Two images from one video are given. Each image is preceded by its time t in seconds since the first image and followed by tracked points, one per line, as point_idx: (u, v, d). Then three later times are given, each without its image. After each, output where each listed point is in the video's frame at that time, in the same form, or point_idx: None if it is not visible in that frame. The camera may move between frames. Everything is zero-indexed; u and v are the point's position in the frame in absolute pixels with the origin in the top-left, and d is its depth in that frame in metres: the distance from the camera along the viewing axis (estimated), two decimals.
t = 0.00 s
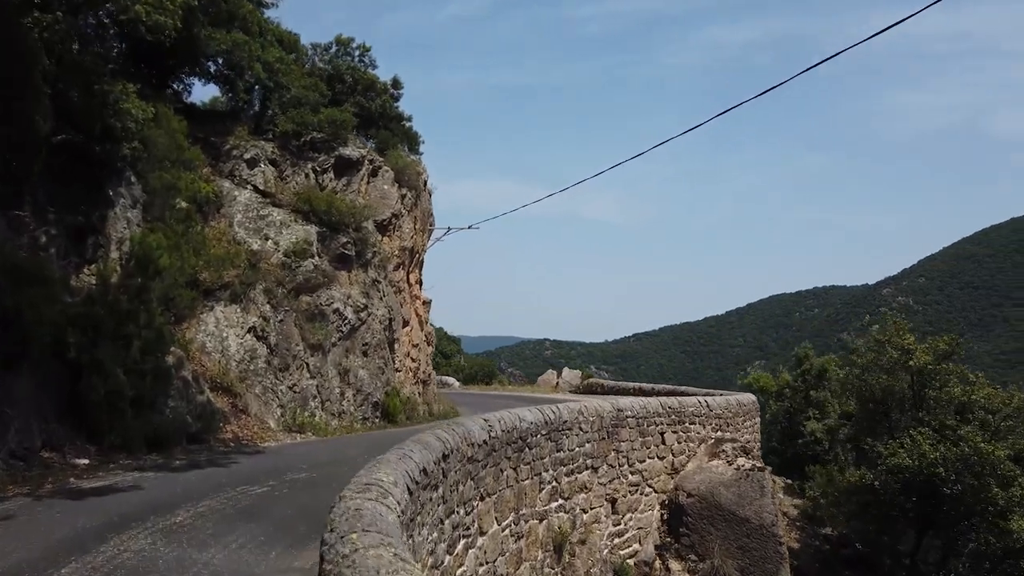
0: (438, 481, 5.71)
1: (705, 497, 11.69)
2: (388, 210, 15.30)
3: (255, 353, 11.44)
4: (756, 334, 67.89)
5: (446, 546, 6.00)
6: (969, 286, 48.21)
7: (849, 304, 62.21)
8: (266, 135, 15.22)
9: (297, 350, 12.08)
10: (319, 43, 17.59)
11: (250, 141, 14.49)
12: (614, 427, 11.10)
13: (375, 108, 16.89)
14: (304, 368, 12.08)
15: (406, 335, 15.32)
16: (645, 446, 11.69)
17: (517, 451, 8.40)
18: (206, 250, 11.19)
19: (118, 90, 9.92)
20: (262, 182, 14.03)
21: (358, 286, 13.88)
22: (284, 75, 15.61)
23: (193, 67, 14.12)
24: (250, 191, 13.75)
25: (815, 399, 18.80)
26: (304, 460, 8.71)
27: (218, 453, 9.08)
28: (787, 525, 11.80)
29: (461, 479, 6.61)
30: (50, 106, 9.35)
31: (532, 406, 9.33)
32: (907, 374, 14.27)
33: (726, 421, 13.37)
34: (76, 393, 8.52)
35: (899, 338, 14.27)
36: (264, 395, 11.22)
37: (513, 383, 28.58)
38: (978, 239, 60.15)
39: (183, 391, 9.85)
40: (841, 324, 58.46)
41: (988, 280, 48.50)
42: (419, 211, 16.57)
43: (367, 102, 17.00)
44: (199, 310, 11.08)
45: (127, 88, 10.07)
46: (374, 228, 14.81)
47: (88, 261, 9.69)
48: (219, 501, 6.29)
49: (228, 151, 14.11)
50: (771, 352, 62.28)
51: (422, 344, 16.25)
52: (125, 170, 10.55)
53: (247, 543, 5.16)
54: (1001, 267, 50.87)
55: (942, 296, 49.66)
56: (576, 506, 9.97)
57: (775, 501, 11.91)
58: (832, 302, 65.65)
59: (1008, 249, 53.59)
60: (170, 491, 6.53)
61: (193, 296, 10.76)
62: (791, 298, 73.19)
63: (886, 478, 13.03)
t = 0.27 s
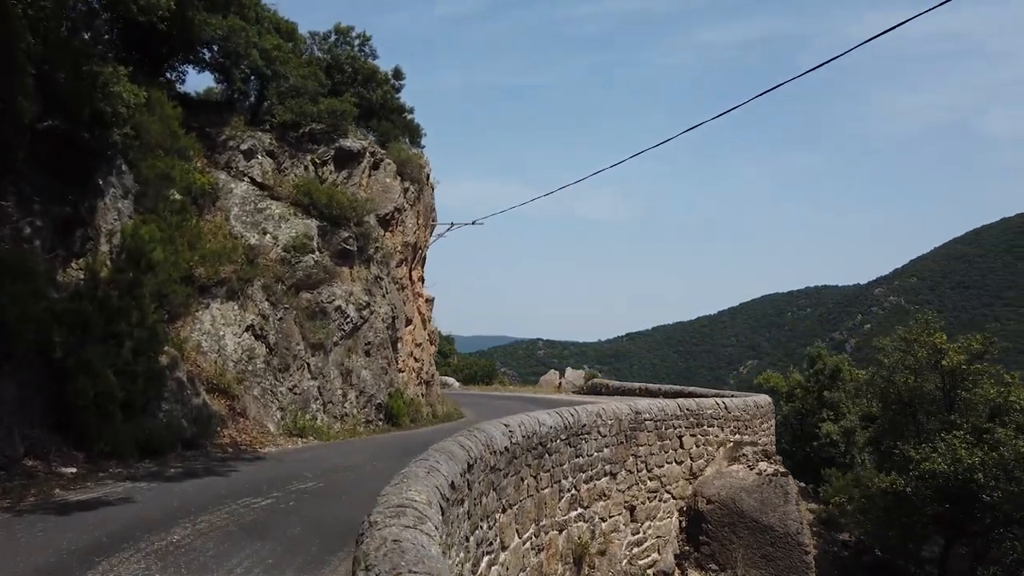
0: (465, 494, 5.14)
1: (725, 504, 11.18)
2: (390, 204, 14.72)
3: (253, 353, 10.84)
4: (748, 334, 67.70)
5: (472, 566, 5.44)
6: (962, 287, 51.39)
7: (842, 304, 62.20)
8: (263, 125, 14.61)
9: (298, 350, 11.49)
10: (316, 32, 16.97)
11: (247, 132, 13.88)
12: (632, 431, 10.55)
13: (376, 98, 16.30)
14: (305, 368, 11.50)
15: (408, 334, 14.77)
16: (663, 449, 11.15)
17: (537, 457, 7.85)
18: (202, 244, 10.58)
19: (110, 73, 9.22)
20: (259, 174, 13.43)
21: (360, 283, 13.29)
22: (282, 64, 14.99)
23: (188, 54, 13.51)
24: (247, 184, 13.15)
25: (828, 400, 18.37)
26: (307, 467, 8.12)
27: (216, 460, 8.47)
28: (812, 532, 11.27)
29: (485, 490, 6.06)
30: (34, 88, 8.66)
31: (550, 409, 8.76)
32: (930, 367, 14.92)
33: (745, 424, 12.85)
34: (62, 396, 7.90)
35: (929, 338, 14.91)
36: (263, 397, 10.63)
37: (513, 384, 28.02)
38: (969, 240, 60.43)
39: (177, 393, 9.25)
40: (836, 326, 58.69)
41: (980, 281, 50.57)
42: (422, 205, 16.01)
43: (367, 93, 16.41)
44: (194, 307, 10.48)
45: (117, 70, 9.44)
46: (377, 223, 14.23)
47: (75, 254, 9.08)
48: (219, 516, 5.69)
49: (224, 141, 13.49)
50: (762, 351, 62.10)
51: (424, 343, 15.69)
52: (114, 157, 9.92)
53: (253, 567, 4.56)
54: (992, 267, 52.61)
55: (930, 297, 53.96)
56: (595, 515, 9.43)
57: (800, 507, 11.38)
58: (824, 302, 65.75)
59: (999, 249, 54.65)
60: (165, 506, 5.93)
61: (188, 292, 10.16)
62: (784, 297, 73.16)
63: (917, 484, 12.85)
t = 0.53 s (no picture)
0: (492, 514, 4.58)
1: (746, 512, 10.65)
2: (392, 198, 14.13)
3: (250, 354, 10.27)
4: (743, 333, 67.51)
5: None
6: (954, 287, 53.28)
7: (837, 304, 62.18)
8: (259, 116, 14.00)
9: (297, 350, 10.90)
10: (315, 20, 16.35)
11: (243, 123, 13.29)
12: (651, 436, 9.99)
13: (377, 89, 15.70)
14: (305, 370, 10.92)
15: (411, 334, 14.20)
16: (682, 455, 10.60)
17: (558, 466, 7.29)
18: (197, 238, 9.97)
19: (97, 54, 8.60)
20: (256, 166, 12.84)
21: (361, 280, 12.71)
22: (279, 52, 14.38)
23: (181, 41, 12.91)
24: (243, 176, 12.55)
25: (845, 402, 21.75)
26: (309, 478, 7.53)
27: (211, 469, 7.88)
28: (837, 541, 10.75)
29: (509, 506, 5.50)
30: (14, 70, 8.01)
31: (569, 414, 8.19)
32: (964, 369, 18.77)
33: (764, 428, 12.32)
34: (45, 401, 7.37)
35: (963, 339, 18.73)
36: (261, 401, 10.05)
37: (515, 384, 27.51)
38: (961, 240, 60.67)
39: (169, 397, 8.66)
40: (832, 326, 58.79)
41: (972, 280, 52.30)
42: (424, 200, 15.44)
43: (368, 83, 15.81)
44: (188, 305, 9.89)
45: (106, 53, 8.81)
46: (378, 218, 13.66)
47: (59, 248, 8.54)
48: (215, 537, 5.11)
49: (219, 132, 12.90)
50: (757, 351, 61.91)
51: (427, 343, 15.13)
52: (102, 144, 9.30)
53: None
54: (984, 267, 53.71)
55: (925, 296, 54.68)
56: (615, 526, 8.88)
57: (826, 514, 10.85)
58: (817, 302, 65.87)
59: (991, 249, 55.35)
60: (154, 525, 5.35)
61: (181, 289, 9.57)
62: (778, 296, 73.08)
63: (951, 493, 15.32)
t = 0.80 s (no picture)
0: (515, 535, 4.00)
1: (761, 519, 10.14)
2: (386, 192, 13.54)
3: (237, 354, 9.66)
4: (730, 332, 67.38)
5: None
6: (938, 287, 53.30)
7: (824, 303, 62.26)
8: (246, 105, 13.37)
9: (287, 350, 10.29)
10: (305, 6, 15.71)
11: (229, 111, 12.66)
12: (664, 440, 9.45)
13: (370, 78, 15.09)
14: (296, 371, 10.32)
15: (406, 333, 13.61)
16: (694, 460, 10.07)
17: (573, 475, 6.73)
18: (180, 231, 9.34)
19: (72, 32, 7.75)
20: (243, 156, 12.20)
21: (354, 276, 12.11)
22: (268, 38, 13.74)
23: (164, 25, 12.30)
24: (230, 167, 11.92)
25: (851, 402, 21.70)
26: (302, 488, 6.94)
27: (194, 479, 7.26)
28: (857, 550, 10.24)
29: (528, 522, 4.93)
30: None
31: (581, 418, 7.64)
32: (986, 368, 18.37)
33: (775, 430, 11.81)
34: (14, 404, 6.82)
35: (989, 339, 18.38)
36: (248, 404, 9.44)
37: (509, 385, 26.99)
38: (946, 240, 61.03)
39: (150, 401, 8.05)
40: (819, 326, 58.84)
41: (957, 280, 52.39)
42: (419, 194, 14.84)
43: (361, 73, 15.19)
44: (170, 302, 9.28)
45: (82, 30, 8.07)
46: (372, 212, 13.06)
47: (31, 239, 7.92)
48: (197, 561, 4.52)
49: (204, 121, 12.27)
50: (745, 350, 61.78)
51: (423, 342, 14.53)
52: (77, 128, 8.69)
53: None
54: (968, 267, 53.89)
55: (910, 296, 54.82)
56: (628, 536, 8.33)
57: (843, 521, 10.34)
58: (805, 302, 65.96)
59: (975, 249, 55.75)
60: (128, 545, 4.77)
61: (163, 284, 8.98)
62: (765, 296, 73.10)
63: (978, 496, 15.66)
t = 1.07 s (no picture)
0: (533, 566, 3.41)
1: (767, 527, 9.64)
2: (370, 183, 12.89)
3: (211, 354, 8.98)
4: (709, 331, 67.34)
5: None
6: (912, 286, 53.69)
7: (801, 302, 62.48)
8: (222, 92, 12.66)
9: (265, 350, 9.61)
10: None
11: (204, 98, 11.94)
12: (668, 445, 8.91)
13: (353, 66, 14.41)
14: (275, 372, 9.65)
15: (391, 332, 12.96)
16: (698, 464, 9.54)
17: (581, 485, 6.17)
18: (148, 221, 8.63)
19: None
20: (219, 145, 11.49)
21: (337, 272, 11.45)
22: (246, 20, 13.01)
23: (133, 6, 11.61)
24: (204, 156, 11.20)
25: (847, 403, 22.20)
26: (281, 502, 6.30)
27: (162, 493, 6.57)
28: (867, 558, 9.77)
29: (541, 545, 4.34)
30: None
31: (586, 422, 7.08)
32: (1001, 366, 17.76)
33: (778, 433, 11.33)
34: None
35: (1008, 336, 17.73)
36: (223, 408, 8.77)
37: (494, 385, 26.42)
38: (919, 240, 61.58)
39: (114, 407, 7.36)
40: (795, 325, 59.00)
41: (930, 280, 52.83)
42: (404, 187, 14.20)
43: (343, 60, 14.51)
44: (137, 299, 8.59)
45: None
46: (355, 205, 12.40)
47: None
48: None
49: (176, 107, 11.55)
50: (723, 349, 61.77)
51: (408, 342, 13.88)
52: (35, 109, 7.98)
53: None
54: (941, 267, 54.43)
55: (885, 296, 55.22)
56: (633, 549, 7.78)
57: (853, 528, 9.87)
58: (782, 301, 66.22)
59: (948, 249, 56.34)
60: None
61: (130, 280, 8.31)
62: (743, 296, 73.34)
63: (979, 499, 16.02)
